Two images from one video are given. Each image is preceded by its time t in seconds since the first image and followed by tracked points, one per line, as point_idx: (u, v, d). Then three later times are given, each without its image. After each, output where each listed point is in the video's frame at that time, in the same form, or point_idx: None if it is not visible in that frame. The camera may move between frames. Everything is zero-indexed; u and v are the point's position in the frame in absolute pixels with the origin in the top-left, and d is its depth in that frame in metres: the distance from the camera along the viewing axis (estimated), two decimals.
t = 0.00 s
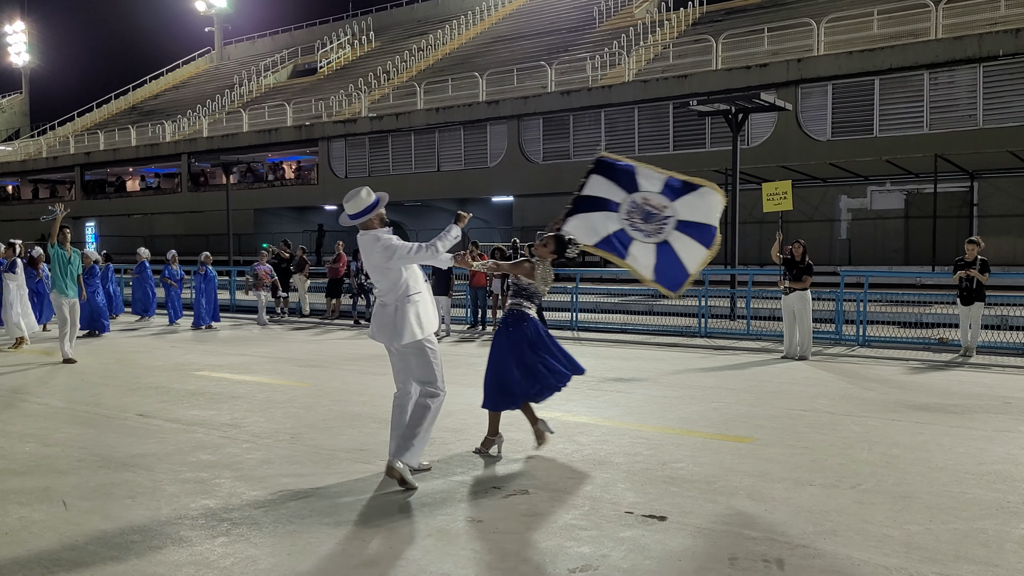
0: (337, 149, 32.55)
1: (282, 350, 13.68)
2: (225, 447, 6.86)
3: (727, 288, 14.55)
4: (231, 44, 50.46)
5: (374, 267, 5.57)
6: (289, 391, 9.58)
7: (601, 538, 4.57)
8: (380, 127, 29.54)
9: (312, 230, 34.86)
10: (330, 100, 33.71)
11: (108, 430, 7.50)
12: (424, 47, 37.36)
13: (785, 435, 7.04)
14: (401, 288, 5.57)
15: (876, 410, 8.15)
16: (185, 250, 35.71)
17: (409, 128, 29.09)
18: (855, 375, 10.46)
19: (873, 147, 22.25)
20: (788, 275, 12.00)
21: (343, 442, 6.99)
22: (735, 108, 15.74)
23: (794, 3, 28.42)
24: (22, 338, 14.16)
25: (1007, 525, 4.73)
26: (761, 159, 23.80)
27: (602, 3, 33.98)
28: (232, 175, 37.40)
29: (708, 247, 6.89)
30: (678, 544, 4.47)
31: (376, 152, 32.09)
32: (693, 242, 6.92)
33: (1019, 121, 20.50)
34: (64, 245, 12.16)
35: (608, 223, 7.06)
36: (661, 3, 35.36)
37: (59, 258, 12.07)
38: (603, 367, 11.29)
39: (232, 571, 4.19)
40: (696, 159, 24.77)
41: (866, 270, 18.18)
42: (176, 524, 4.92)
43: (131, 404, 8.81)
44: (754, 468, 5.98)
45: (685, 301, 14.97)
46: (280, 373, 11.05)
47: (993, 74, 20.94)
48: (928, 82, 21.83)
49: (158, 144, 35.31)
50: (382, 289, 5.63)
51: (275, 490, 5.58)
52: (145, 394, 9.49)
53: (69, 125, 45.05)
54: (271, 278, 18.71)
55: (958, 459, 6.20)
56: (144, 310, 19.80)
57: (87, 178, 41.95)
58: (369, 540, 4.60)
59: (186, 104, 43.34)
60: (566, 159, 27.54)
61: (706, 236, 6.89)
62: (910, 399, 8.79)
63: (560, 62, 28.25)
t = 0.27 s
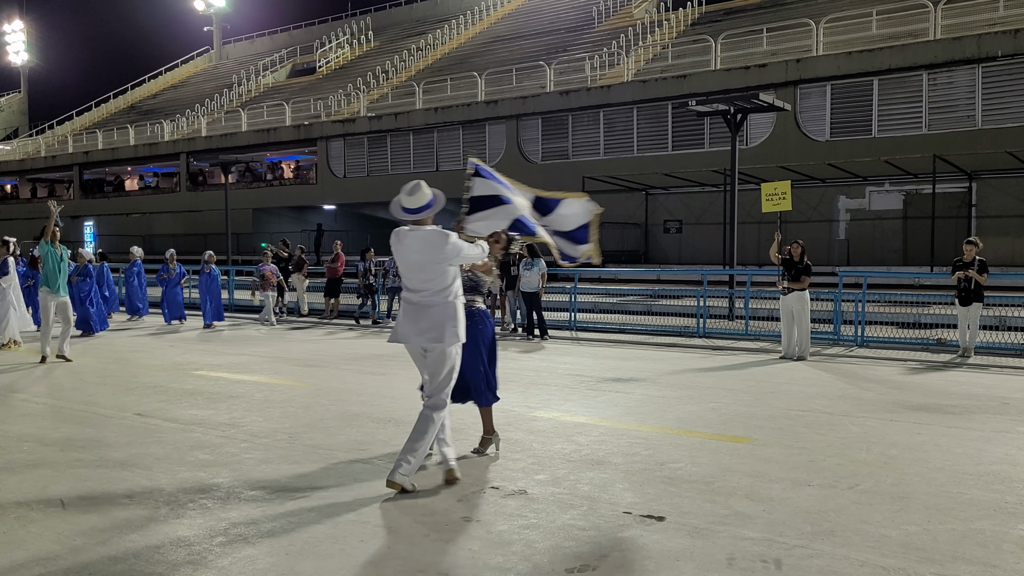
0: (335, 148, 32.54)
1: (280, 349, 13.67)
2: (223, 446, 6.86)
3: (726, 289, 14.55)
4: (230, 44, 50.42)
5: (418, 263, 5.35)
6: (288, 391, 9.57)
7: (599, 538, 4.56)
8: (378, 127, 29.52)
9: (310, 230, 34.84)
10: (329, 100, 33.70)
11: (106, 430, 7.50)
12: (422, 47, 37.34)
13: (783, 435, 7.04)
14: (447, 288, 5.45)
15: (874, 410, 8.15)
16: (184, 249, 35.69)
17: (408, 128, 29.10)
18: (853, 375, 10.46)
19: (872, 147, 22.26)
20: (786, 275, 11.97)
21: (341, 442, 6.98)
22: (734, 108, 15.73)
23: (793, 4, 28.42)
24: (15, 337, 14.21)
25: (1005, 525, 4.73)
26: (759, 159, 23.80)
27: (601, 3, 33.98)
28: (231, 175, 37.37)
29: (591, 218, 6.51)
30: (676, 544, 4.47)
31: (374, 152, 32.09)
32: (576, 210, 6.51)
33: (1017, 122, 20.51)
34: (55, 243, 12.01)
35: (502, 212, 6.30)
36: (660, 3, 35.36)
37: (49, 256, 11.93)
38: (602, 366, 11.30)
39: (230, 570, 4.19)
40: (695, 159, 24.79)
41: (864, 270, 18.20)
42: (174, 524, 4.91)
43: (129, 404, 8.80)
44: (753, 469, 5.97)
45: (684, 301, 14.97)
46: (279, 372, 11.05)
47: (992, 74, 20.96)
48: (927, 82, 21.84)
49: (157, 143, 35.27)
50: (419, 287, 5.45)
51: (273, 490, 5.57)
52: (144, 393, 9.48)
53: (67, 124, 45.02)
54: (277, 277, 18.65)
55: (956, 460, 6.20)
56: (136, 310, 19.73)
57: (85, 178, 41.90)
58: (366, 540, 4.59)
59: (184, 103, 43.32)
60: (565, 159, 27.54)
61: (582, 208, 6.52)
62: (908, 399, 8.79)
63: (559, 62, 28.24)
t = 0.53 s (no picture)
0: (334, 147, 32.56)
1: (278, 348, 13.65)
2: (221, 445, 6.84)
3: (724, 288, 14.55)
4: (228, 43, 50.37)
5: (485, 260, 5.26)
6: (285, 389, 9.56)
7: (596, 537, 4.55)
8: (376, 126, 29.47)
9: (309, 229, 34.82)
10: (327, 99, 33.65)
11: (104, 428, 7.49)
12: (420, 46, 37.30)
13: (781, 434, 7.03)
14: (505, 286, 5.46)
15: (872, 410, 8.15)
16: (182, 248, 35.65)
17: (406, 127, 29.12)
18: (851, 375, 10.46)
19: (871, 147, 22.26)
20: (785, 274, 11.96)
21: (339, 441, 6.97)
22: (732, 108, 15.71)
23: (791, 3, 28.42)
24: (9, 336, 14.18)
25: (1003, 525, 4.73)
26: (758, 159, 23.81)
27: (599, 2, 33.96)
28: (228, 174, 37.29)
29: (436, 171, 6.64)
30: (674, 543, 4.45)
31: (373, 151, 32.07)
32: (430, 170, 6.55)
33: (1016, 121, 20.52)
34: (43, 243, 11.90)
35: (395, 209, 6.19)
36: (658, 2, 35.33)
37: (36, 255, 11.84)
38: (600, 366, 11.28)
39: (228, 569, 4.17)
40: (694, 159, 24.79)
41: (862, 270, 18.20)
42: (172, 522, 4.90)
43: (127, 402, 8.78)
44: (751, 468, 5.96)
45: (682, 300, 14.97)
46: (276, 371, 11.03)
47: (990, 74, 20.97)
48: (926, 82, 21.86)
49: (154, 142, 35.20)
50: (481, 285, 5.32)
51: (270, 489, 5.56)
52: (141, 392, 9.47)
53: (66, 123, 45.01)
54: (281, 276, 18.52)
55: (954, 459, 6.20)
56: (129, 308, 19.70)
57: (84, 176, 41.87)
58: (362, 540, 4.57)
59: (183, 102, 43.29)
60: (563, 158, 27.52)
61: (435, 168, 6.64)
62: (907, 399, 8.79)
63: (557, 61, 28.23)
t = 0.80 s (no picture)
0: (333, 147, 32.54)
1: (276, 349, 13.64)
2: (219, 445, 6.83)
3: (722, 289, 14.56)
4: (226, 43, 50.36)
5: (548, 262, 5.09)
6: (283, 390, 9.55)
7: (594, 538, 4.55)
8: (375, 126, 29.49)
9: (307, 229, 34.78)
10: (325, 99, 33.66)
11: (102, 428, 7.48)
12: (419, 46, 37.33)
13: (780, 435, 7.03)
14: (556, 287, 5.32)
15: (870, 411, 8.15)
16: (180, 248, 35.62)
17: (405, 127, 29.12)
18: (849, 375, 10.47)
19: (869, 148, 22.29)
20: (784, 275, 11.98)
21: (337, 441, 6.97)
22: (731, 109, 15.71)
23: (790, 4, 28.46)
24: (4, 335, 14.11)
25: (1001, 526, 4.73)
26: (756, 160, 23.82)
27: (597, 3, 34.00)
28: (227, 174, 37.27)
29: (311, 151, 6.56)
30: (672, 543, 4.45)
31: (372, 151, 32.05)
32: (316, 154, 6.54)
33: (1014, 122, 20.55)
34: (35, 241, 11.98)
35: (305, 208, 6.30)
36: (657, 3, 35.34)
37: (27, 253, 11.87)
38: (598, 367, 11.28)
39: (226, 570, 4.16)
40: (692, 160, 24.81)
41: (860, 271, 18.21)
42: (170, 523, 4.89)
43: (125, 403, 8.77)
44: (750, 469, 5.96)
45: (681, 301, 14.99)
46: (275, 371, 11.02)
47: (989, 75, 21.00)
48: (924, 83, 21.89)
49: (153, 142, 35.18)
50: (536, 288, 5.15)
51: (269, 489, 5.55)
52: (140, 392, 9.45)
53: (64, 124, 44.97)
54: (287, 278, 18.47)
55: (953, 460, 6.20)
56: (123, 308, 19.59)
57: (82, 176, 41.82)
58: (361, 540, 4.57)
59: (181, 102, 43.27)
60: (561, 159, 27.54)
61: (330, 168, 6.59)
62: (905, 399, 8.79)
63: (556, 61, 28.22)
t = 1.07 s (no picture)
0: (332, 147, 32.51)
1: (274, 348, 13.63)
2: (217, 445, 6.83)
3: (721, 289, 14.56)
4: (226, 42, 50.34)
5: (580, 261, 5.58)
6: (282, 389, 9.53)
7: (593, 538, 4.55)
8: (373, 126, 29.50)
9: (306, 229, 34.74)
10: (324, 98, 33.68)
11: (100, 428, 7.47)
12: (418, 46, 37.34)
13: (778, 435, 7.02)
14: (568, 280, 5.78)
15: (869, 411, 8.15)
16: (178, 248, 35.59)
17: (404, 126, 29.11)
18: (848, 375, 10.47)
19: (868, 148, 22.29)
20: (782, 275, 11.98)
21: (335, 440, 6.97)
22: (730, 109, 15.70)
23: (789, 4, 28.48)
24: None
25: (1000, 525, 4.73)
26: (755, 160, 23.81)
27: (596, 3, 34.00)
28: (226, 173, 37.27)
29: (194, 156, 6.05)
30: (671, 543, 4.45)
31: (371, 151, 32.02)
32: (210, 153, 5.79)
33: (1013, 123, 20.56)
34: (28, 240, 11.86)
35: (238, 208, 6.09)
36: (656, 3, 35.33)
37: (21, 253, 11.77)
38: (597, 366, 11.27)
39: (224, 569, 4.16)
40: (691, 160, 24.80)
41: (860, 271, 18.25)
42: (167, 523, 4.87)
43: (123, 401, 8.76)
44: (748, 469, 5.96)
45: (680, 301, 14.99)
46: (274, 371, 11.02)
47: (987, 75, 21.00)
48: (923, 83, 21.88)
49: (152, 141, 35.17)
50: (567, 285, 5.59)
51: (267, 489, 5.55)
52: (138, 391, 9.44)
53: (63, 123, 44.94)
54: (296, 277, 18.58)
55: (952, 460, 6.20)
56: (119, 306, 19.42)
57: (80, 176, 41.79)
58: (359, 540, 4.56)
59: (180, 101, 43.25)
60: (560, 158, 27.56)
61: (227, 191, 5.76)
62: (904, 399, 8.79)
63: (555, 61, 28.21)
